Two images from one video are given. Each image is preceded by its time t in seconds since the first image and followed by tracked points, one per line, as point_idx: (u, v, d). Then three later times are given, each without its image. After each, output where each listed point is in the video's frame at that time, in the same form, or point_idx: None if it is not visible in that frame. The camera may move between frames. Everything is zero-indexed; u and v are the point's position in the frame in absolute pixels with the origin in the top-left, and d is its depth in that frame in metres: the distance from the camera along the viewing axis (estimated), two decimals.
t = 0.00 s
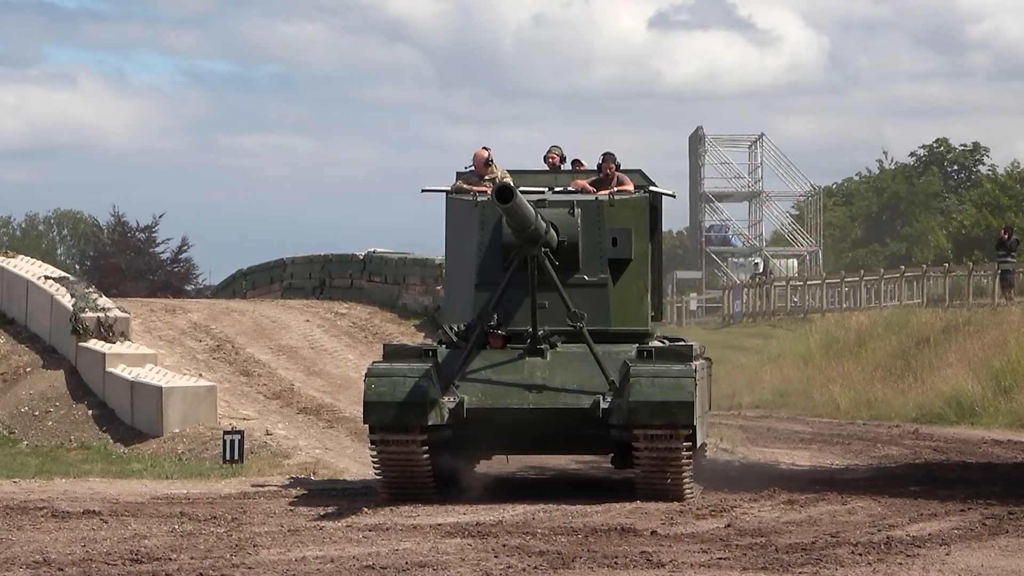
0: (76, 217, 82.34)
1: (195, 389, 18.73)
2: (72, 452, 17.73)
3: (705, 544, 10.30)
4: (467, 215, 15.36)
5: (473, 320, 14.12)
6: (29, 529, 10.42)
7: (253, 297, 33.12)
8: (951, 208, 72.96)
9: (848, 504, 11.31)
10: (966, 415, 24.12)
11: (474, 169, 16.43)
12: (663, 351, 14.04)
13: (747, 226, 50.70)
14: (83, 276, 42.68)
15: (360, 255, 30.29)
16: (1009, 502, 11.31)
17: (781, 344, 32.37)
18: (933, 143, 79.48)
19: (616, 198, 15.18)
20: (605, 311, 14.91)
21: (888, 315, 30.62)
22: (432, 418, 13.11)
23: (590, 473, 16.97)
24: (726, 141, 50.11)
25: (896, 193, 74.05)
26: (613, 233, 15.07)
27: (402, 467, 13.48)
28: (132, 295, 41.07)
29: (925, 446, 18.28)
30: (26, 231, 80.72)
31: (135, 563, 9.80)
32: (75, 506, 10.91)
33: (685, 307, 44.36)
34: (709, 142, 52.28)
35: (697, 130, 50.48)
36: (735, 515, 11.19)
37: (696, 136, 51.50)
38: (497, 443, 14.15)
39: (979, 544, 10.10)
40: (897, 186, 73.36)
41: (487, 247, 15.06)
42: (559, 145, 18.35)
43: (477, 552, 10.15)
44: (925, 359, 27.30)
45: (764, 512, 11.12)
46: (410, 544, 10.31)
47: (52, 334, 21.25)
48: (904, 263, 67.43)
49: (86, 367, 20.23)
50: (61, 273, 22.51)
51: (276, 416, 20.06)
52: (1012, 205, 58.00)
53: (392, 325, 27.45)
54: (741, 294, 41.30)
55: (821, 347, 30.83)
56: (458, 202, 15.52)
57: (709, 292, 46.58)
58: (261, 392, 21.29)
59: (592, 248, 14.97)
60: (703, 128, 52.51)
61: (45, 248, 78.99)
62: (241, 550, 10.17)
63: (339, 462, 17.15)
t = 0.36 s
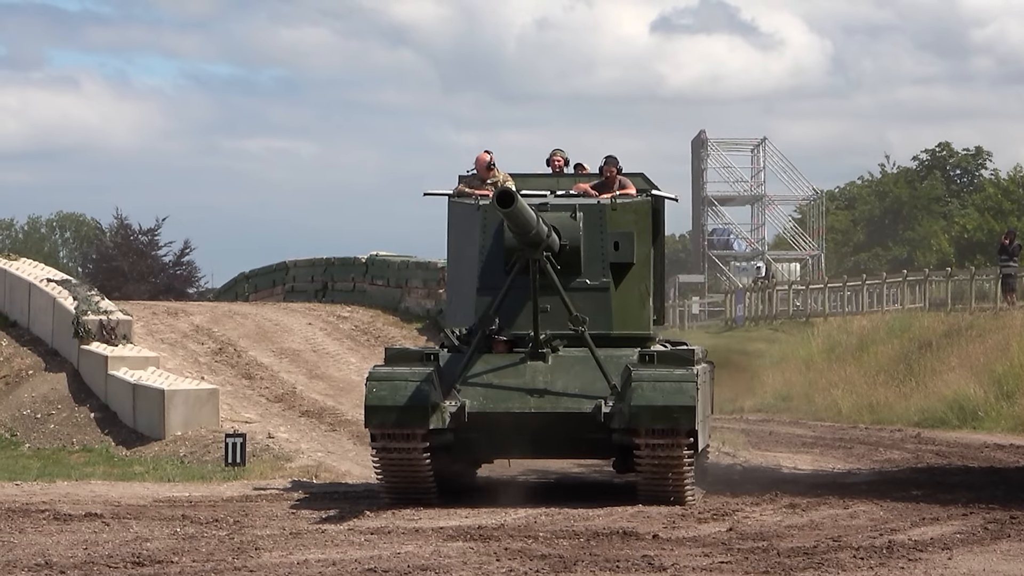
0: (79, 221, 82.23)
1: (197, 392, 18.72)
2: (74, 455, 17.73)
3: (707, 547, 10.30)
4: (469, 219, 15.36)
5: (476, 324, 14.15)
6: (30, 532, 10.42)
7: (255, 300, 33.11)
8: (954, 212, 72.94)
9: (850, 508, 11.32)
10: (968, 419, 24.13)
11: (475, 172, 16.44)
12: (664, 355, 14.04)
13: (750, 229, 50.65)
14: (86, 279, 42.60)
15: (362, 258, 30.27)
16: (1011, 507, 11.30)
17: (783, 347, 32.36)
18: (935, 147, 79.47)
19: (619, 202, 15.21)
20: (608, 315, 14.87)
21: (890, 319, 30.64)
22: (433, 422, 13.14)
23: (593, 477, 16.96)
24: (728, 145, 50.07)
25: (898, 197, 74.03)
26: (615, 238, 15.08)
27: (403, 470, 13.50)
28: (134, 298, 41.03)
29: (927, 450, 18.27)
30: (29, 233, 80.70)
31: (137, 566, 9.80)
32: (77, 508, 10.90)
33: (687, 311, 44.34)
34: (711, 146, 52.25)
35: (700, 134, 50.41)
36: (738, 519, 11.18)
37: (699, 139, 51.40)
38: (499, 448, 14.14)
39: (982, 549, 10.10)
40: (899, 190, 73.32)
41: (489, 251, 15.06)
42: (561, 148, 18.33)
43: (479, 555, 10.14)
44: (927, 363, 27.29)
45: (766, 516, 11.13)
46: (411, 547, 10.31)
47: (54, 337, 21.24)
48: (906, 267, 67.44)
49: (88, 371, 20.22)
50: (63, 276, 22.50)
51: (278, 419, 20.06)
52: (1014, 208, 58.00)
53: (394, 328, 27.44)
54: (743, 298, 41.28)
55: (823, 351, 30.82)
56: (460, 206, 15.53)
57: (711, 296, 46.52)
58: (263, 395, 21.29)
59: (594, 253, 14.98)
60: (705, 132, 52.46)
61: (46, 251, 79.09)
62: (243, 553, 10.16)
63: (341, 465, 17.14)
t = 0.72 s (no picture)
0: (82, 221, 82.17)
1: (199, 393, 18.73)
2: (76, 456, 17.74)
3: (709, 550, 10.29)
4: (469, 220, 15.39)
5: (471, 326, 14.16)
6: (33, 533, 10.42)
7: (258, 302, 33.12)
8: (956, 214, 72.92)
9: (852, 510, 11.32)
10: (970, 421, 24.13)
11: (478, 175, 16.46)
12: (661, 357, 14.04)
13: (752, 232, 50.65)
14: (89, 280, 42.58)
15: (365, 259, 30.27)
16: (1014, 510, 11.29)
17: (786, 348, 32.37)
18: (938, 149, 79.46)
19: (619, 205, 15.15)
20: (606, 317, 14.87)
21: (892, 322, 30.65)
22: (425, 423, 13.18)
23: (595, 480, 16.96)
24: (731, 146, 50.07)
25: (901, 200, 74.02)
26: (615, 240, 15.05)
27: (396, 471, 13.56)
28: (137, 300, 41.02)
29: (930, 452, 18.27)
30: (32, 235, 80.75)
31: (138, 567, 9.81)
32: (79, 510, 10.90)
33: (689, 313, 44.35)
34: (714, 148, 52.27)
35: (702, 135, 50.38)
36: (740, 521, 11.18)
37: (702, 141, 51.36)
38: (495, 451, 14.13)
39: (983, 552, 10.09)
40: (902, 192, 73.32)
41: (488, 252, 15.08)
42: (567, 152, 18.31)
43: (481, 557, 10.15)
44: (929, 366, 27.30)
45: (768, 518, 11.13)
46: (413, 549, 10.31)
47: (57, 338, 21.26)
48: (909, 269, 67.45)
49: (90, 372, 20.23)
50: (66, 276, 22.51)
51: (280, 421, 20.07)
52: (1016, 210, 58.07)
53: (397, 330, 27.44)
54: (745, 301, 41.29)
55: (826, 353, 30.79)
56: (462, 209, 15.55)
57: (713, 299, 46.51)
58: (266, 396, 21.30)
59: (593, 255, 14.99)
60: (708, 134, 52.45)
61: (49, 252, 79.23)
62: (245, 554, 10.17)
63: (344, 467, 17.14)
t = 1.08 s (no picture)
0: (84, 221, 82.03)
1: (202, 393, 18.74)
2: (79, 455, 17.74)
3: (711, 550, 10.29)
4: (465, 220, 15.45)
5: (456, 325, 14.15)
6: (35, 532, 10.42)
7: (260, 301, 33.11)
8: (960, 215, 72.94)
9: (855, 511, 11.31)
10: (973, 422, 24.15)
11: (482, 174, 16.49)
12: (649, 356, 14.00)
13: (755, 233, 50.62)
14: (92, 279, 42.52)
15: (368, 259, 30.26)
16: (1016, 511, 11.30)
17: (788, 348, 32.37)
18: (941, 151, 79.46)
19: (614, 205, 15.11)
20: (597, 317, 14.86)
21: (895, 322, 30.65)
22: (403, 421, 13.32)
23: (596, 480, 16.98)
24: (735, 147, 50.02)
25: (905, 202, 72.85)
26: (608, 240, 15.00)
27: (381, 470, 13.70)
28: (139, 299, 40.92)
29: (932, 453, 18.29)
30: (35, 235, 80.75)
31: (141, 567, 9.82)
32: (82, 509, 10.89)
33: (692, 313, 44.31)
34: (717, 149, 52.23)
35: (706, 136, 50.33)
36: (742, 522, 11.18)
37: (704, 142, 51.30)
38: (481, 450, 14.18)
39: (987, 552, 10.10)
40: (905, 193, 73.36)
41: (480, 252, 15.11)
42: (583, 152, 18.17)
43: (484, 557, 10.15)
44: (933, 368, 27.33)
45: (771, 519, 11.12)
46: (415, 549, 10.31)
47: (60, 338, 21.25)
48: (912, 270, 67.46)
49: (93, 371, 20.22)
50: (69, 275, 22.49)
51: (284, 421, 20.08)
52: (1019, 212, 58.17)
53: (400, 330, 27.44)
54: (748, 302, 40.57)
55: (828, 355, 30.51)
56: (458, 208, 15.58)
57: (716, 299, 46.48)
58: (269, 396, 21.30)
59: (586, 255, 14.95)
60: (711, 135, 52.40)
61: (52, 252, 79.34)
62: (248, 554, 10.17)
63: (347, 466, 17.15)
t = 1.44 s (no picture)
0: (90, 220, 82.02)
1: (207, 392, 18.76)
2: (84, 454, 17.74)
3: (717, 550, 10.29)
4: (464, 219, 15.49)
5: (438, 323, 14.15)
6: (40, 531, 10.42)
7: (266, 300, 33.10)
8: (965, 215, 72.97)
9: (860, 511, 11.31)
10: (978, 423, 24.18)
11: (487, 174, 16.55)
12: (638, 356, 13.93)
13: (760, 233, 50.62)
14: (98, 277, 42.46)
15: (373, 258, 30.25)
16: (1021, 511, 11.29)
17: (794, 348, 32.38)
18: (947, 151, 79.47)
19: (610, 204, 15.04)
20: (591, 316, 14.81)
21: (901, 323, 30.64)
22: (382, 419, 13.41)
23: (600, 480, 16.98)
24: (740, 147, 50.02)
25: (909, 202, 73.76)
26: (603, 239, 14.92)
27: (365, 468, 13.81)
28: (144, 298, 40.81)
29: (937, 453, 18.30)
30: (40, 233, 80.78)
31: (146, 566, 9.83)
32: (87, 507, 10.89)
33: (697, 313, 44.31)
34: (723, 149, 52.21)
35: (711, 136, 50.31)
36: (748, 521, 11.17)
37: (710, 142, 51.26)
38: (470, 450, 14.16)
39: (992, 553, 10.09)
40: (911, 193, 73.43)
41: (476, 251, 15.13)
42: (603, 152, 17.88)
43: (489, 556, 10.15)
44: (938, 368, 27.38)
45: (777, 519, 11.12)
46: (421, 548, 10.31)
47: (65, 336, 21.25)
48: (917, 270, 67.49)
49: (99, 370, 20.23)
50: (74, 274, 22.48)
51: (289, 420, 20.07)
52: None
53: (405, 329, 27.45)
54: (753, 302, 40.81)
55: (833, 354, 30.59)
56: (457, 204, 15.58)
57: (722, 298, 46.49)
58: (274, 395, 21.30)
59: (581, 254, 14.90)
60: (717, 135, 52.38)
61: (57, 251, 79.37)
62: (253, 553, 10.17)
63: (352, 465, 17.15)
